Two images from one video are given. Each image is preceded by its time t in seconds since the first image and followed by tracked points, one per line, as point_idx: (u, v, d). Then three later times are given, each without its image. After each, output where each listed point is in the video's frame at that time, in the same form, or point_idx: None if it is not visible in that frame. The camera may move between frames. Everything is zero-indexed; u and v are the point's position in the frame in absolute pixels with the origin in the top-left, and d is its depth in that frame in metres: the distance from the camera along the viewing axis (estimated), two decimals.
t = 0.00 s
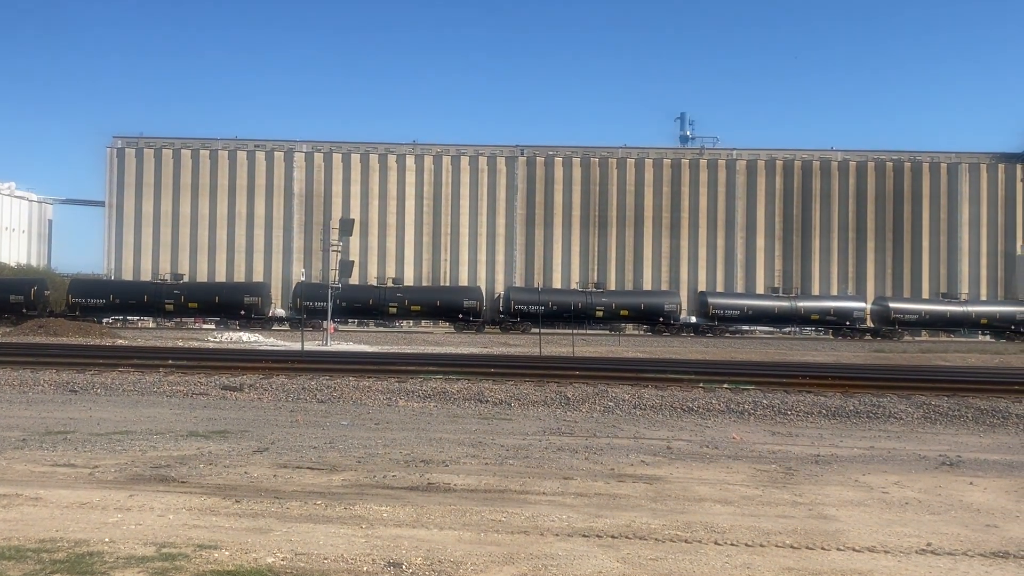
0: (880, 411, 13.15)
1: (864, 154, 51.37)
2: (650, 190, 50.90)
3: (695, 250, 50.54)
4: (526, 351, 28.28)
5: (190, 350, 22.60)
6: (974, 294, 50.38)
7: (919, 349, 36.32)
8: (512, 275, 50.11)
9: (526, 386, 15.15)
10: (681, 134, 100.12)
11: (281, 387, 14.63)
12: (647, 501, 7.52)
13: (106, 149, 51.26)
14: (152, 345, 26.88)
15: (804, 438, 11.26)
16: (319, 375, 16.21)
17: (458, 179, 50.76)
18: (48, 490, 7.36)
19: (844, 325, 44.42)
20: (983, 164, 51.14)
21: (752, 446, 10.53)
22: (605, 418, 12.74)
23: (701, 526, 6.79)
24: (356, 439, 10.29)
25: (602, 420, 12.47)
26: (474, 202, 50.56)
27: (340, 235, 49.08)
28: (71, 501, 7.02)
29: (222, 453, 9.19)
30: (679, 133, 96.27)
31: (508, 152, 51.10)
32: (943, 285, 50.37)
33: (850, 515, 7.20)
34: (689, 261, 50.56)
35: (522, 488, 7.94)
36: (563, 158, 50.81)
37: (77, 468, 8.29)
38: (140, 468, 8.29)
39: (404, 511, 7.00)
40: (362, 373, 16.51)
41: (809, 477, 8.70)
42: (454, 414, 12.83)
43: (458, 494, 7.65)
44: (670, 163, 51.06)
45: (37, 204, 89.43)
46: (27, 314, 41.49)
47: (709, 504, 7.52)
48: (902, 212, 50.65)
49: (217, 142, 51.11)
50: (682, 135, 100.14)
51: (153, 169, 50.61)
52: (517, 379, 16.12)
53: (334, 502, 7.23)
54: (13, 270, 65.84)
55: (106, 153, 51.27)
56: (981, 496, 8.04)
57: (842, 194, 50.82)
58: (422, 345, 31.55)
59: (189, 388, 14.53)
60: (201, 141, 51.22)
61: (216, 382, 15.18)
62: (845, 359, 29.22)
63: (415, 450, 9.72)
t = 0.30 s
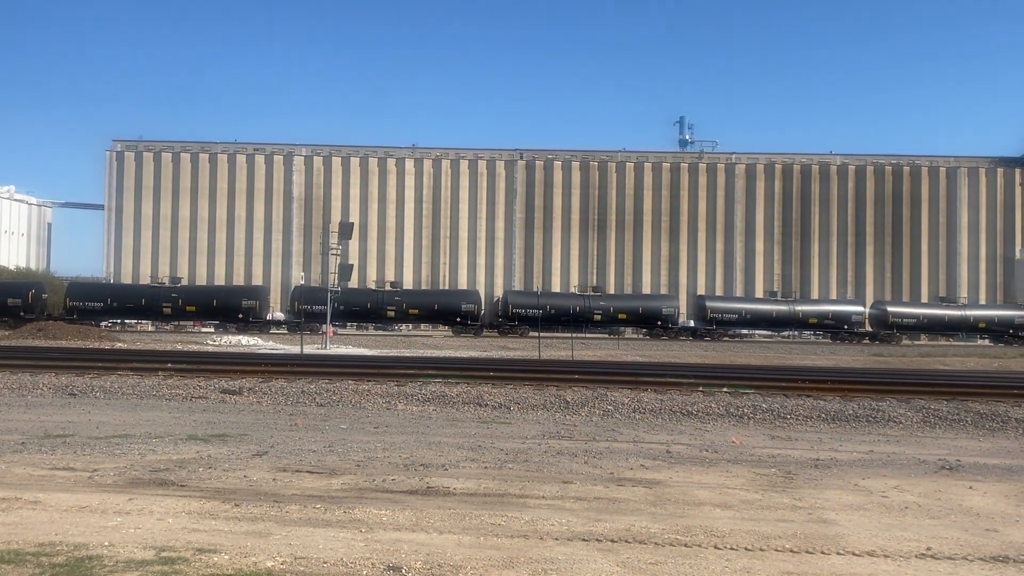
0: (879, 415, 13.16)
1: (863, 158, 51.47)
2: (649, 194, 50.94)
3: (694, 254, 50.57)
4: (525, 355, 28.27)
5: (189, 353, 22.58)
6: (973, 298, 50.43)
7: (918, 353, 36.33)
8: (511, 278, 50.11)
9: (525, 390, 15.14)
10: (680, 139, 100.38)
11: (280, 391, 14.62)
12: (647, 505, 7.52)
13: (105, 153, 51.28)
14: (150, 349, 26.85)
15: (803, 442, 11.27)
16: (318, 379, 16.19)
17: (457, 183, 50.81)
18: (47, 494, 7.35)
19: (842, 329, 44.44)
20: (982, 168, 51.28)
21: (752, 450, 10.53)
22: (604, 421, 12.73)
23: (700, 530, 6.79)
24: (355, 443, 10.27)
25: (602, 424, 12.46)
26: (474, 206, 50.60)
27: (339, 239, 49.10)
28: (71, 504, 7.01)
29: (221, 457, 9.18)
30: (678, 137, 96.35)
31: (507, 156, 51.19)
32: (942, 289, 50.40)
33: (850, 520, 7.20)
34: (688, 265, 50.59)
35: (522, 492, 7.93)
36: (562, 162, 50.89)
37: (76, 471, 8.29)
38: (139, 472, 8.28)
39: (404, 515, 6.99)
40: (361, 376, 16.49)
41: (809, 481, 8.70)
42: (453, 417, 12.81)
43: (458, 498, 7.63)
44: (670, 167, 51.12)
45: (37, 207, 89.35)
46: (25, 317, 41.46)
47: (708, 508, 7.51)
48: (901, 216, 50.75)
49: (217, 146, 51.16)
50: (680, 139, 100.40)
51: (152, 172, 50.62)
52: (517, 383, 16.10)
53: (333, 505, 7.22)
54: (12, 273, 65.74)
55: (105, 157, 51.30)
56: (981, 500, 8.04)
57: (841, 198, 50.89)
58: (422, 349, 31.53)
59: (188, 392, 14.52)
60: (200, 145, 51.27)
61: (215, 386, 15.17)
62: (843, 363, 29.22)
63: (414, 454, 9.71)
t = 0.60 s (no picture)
0: (879, 418, 13.14)
1: (863, 161, 51.52)
2: (649, 197, 50.96)
3: (694, 257, 50.56)
4: (525, 358, 28.24)
5: (189, 356, 22.56)
6: (973, 301, 50.39)
7: (918, 356, 36.31)
8: (511, 282, 50.10)
9: (526, 393, 15.12)
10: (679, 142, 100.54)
11: (281, 393, 14.60)
12: (648, 509, 7.51)
13: (106, 156, 51.34)
14: (150, 351, 26.85)
15: (803, 445, 11.26)
16: (318, 381, 16.18)
17: (457, 186, 50.84)
18: (47, 497, 7.34)
19: (842, 332, 44.43)
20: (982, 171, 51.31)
21: (752, 453, 10.53)
22: (605, 425, 12.71)
23: (701, 533, 6.78)
24: (355, 446, 10.26)
25: (602, 427, 12.45)
26: (474, 209, 50.63)
27: (339, 242, 49.12)
28: (71, 507, 7.00)
29: (221, 460, 9.17)
30: (678, 140, 96.41)
31: (507, 159, 51.21)
32: (942, 292, 50.36)
33: (852, 523, 7.18)
34: (688, 268, 50.58)
35: (522, 495, 7.92)
36: (563, 165, 50.92)
37: (77, 474, 8.28)
38: (140, 475, 8.27)
39: (404, 518, 6.98)
40: (362, 379, 16.47)
41: (810, 485, 8.69)
42: (453, 420, 12.79)
43: (458, 501, 7.63)
44: (670, 170, 51.15)
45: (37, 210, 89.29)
46: (24, 320, 41.45)
47: (709, 511, 7.50)
48: (901, 219, 50.78)
49: (217, 149, 51.22)
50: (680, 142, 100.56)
51: (153, 175, 50.68)
52: (517, 386, 16.09)
53: (334, 509, 7.21)
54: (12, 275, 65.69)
55: (106, 160, 51.37)
56: (982, 503, 8.03)
57: (841, 201, 50.92)
58: (421, 352, 31.52)
59: (189, 395, 14.49)
60: (201, 148, 51.34)
61: (215, 388, 15.14)
62: (844, 366, 29.20)
63: (414, 456, 9.70)
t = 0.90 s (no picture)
0: (880, 420, 13.13)
1: (863, 163, 51.53)
2: (650, 199, 50.98)
3: (695, 259, 50.55)
4: (525, 359, 28.24)
5: (188, 357, 22.54)
6: (974, 303, 50.35)
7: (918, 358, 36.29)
8: (512, 282, 50.11)
9: (526, 395, 15.11)
10: (680, 144, 100.66)
11: (281, 395, 14.59)
12: (649, 510, 7.50)
13: (107, 157, 51.37)
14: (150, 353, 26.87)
15: (804, 447, 11.25)
16: (319, 383, 16.17)
17: (458, 187, 50.85)
18: (47, 498, 7.34)
19: (841, 334, 44.41)
20: (983, 173, 51.34)
21: (754, 455, 10.51)
22: (605, 426, 12.70)
23: (702, 535, 6.78)
24: (356, 447, 10.25)
25: (603, 429, 12.45)
26: (475, 210, 50.65)
27: (340, 244, 49.13)
28: (71, 508, 7.00)
29: (222, 461, 9.16)
30: (678, 142, 96.44)
31: (508, 161, 51.15)
32: (943, 294, 50.35)
33: (852, 525, 7.17)
34: (689, 270, 50.57)
35: (522, 497, 7.92)
36: (563, 166, 50.92)
37: (77, 475, 8.27)
38: (140, 476, 8.27)
39: (405, 520, 6.98)
40: (362, 381, 16.45)
41: (810, 486, 8.69)
42: (453, 422, 12.78)
43: (459, 502, 7.62)
44: (671, 173, 51.16)
45: (37, 211, 89.29)
46: (23, 321, 41.45)
47: (710, 513, 7.49)
48: (901, 221, 50.79)
49: (218, 150, 51.25)
50: (680, 144, 100.68)
51: (154, 177, 50.72)
52: (517, 387, 16.10)
53: (334, 510, 7.21)
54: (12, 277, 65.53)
55: (107, 161, 51.40)
56: (983, 506, 8.01)
57: (842, 203, 50.91)
58: (421, 354, 31.47)
59: (189, 396, 14.47)
60: (202, 149, 51.38)
61: (216, 390, 15.13)
62: (844, 368, 29.17)
63: (414, 458, 9.70)
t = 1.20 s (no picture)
0: (880, 421, 13.12)
1: (864, 164, 51.49)
2: (651, 200, 50.96)
3: (696, 260, 50.53)
4: (526, 360, 28.23)
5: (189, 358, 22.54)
6: (975, 304, 50.29)
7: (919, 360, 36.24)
8: (513, 283, 50.13)
9: (527, 395, 15.12)
10: (681, 144, 100.74)
11: (282, 396, 14.60)
12: (649, 511, 7.50)
13: (108, 158, 51.39)
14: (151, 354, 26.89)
15: (805, 448, 11.25)
16: (319, 384, 16.17)
17: (459, 188, 50.86)
18: (47, 498, 7.34)
19: (842, 335, 44.35)
20: (984, 174, 51.26)
21: (754, 456, 10.51)
22: (606, 427, 12.70)
23: (702, 536, 6.78)
24: (356, 448, 10.25)
25: (603, 430, 12.45)
26: (476, 211, 50.67)
27: (341, 245, 49.15)
28: (71, 509, 7.00)
29: (222, 462, 9.14)
30: (680, 142, 96.45)
31: (509, 161, 51.09)
32: (944, 295, 50.31)
33: (853, 526, 7.17)
34: (690, 271, 50.55)
35: (523, 497, 7.92)
36: (564, 167, 50.89)
37: (78, 475, 8.28)
38: (141, 477, 8.28)
39: (405, 520, 6.98)
40: (363, 382, 16.46)
41: (811, 487, 8.68)
42: (454, 423, 12.78)
43: (459, 503, 7.62)
44: (672, 173, 51.14)
45: (38, 212, 89.40)
46: (23, 321, 41.49)
47: (710, 514, 7.49)
48: (902, 221, 50.77)
49: (219, 151, 51.28)
50: (682, 144, 100.75)
51: (155, 178, 50.74)
52: (518, 388, 16.10)
53: (334, 511, 7.21)
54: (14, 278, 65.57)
55: (108, 162, 51.42)
56: (984, 507, 7.99)
57: (843, 204, 50.90)
58: (422, 354, 31.48)
59: (190, 396, 14.49)
60: (203, 150, 51.41)
61: (217, 391, 15.13)
62: (845, 369, 29.16)
63: (415, 459, 9.70)
